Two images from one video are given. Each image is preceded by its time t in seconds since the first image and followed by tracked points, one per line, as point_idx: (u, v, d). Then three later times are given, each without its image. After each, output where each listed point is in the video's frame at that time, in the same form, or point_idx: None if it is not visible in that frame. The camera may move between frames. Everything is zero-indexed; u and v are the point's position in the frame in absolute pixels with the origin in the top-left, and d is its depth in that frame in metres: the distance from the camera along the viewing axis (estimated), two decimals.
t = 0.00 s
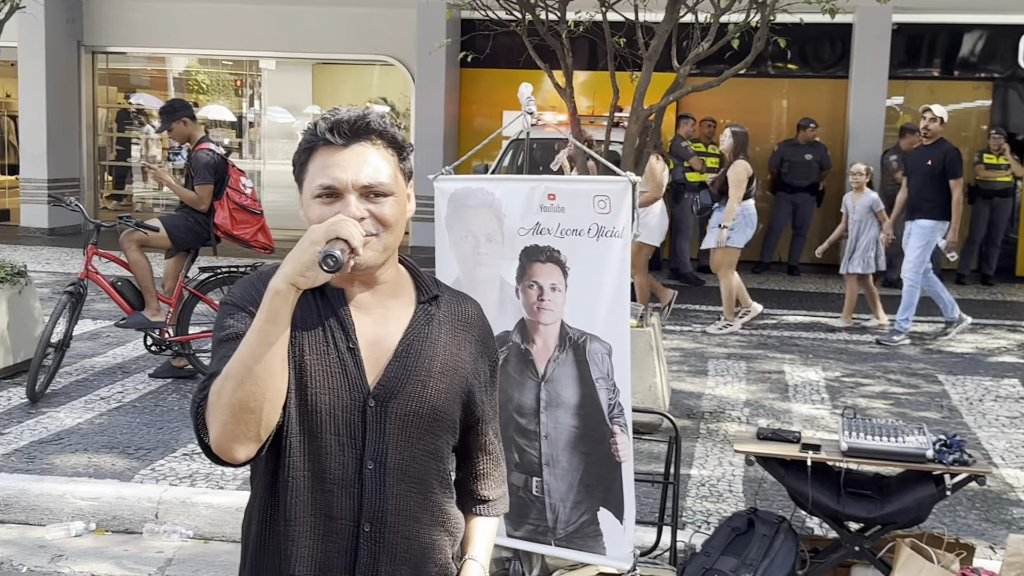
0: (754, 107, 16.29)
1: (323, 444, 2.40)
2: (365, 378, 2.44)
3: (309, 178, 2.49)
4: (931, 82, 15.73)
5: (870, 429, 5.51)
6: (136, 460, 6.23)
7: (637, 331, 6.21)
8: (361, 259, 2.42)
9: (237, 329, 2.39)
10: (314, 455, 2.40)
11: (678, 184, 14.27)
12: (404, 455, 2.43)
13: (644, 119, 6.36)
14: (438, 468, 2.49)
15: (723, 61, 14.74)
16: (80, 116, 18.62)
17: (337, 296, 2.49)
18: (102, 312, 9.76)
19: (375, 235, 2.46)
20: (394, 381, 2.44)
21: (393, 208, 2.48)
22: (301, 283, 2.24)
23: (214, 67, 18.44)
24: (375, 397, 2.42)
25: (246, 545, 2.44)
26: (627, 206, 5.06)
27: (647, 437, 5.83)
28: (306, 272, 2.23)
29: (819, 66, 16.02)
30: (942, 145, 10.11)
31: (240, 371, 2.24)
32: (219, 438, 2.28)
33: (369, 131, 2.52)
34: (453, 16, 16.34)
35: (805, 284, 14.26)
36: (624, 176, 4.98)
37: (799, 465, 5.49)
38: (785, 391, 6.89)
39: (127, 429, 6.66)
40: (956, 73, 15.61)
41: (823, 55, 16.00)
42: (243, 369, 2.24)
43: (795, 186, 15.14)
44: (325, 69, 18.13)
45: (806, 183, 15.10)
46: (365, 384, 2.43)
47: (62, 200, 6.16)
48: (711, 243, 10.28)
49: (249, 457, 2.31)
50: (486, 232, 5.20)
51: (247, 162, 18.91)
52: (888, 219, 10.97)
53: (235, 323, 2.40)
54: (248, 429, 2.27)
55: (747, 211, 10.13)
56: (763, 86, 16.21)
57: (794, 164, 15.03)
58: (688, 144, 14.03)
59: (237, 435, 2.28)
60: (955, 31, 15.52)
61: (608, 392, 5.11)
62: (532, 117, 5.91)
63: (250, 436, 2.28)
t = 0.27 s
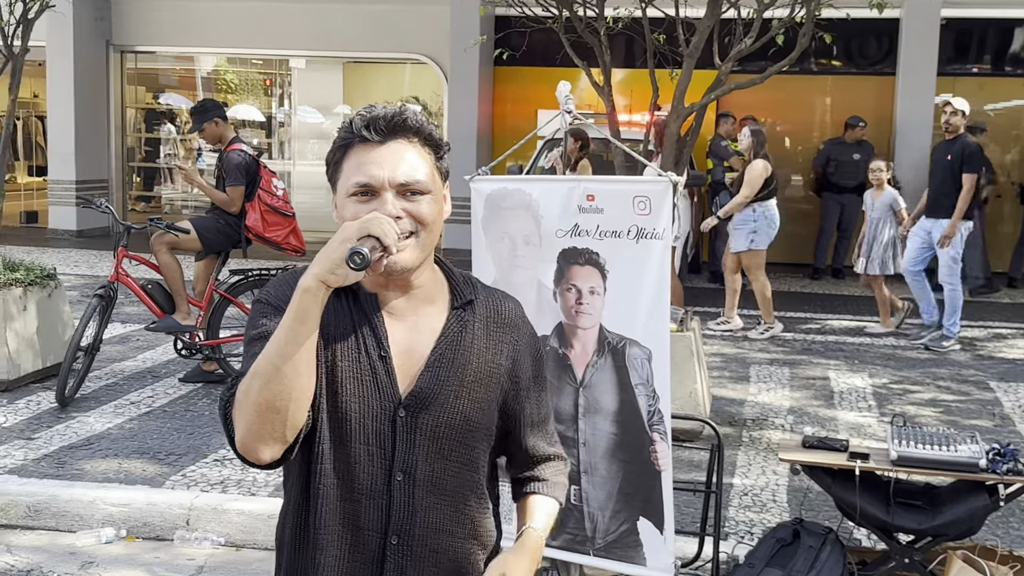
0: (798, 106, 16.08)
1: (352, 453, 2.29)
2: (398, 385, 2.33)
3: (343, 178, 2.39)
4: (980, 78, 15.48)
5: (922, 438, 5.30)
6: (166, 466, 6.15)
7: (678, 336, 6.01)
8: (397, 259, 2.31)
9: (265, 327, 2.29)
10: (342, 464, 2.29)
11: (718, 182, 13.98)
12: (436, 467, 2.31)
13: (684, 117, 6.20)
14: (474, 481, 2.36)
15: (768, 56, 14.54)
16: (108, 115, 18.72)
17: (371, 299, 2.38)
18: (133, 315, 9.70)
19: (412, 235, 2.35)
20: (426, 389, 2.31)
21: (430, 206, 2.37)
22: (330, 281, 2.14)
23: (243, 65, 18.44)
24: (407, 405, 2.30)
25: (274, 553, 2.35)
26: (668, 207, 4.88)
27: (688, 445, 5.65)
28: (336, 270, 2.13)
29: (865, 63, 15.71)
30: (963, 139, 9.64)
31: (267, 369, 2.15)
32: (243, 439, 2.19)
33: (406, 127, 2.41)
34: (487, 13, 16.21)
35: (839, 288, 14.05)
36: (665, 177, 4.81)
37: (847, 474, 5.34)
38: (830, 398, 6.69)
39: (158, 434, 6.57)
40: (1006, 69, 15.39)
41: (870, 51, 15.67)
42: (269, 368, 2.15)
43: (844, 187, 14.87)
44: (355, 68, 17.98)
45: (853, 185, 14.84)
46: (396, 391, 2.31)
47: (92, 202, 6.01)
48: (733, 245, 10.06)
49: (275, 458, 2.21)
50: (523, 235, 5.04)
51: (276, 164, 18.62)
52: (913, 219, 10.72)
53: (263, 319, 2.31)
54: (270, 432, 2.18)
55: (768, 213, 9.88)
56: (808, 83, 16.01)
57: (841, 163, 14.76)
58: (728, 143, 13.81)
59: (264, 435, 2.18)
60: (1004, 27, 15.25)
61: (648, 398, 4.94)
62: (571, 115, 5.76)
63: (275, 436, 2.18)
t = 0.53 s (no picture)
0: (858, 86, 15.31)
1: (358, 481, 2.26)
2: (404, 407, 2.28)
3: (354, 163, 2.26)
4: None
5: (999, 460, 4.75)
6: (152, 488, 5.53)
7: (727, 346, 5.30)
8: (403, 254, 2.17)
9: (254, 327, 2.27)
10: (348, 491, 2.27)
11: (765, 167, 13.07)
12: (442, 496, 2.24)
13: (733, 98, 5.50)
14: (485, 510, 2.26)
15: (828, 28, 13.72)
16: (88, 96, 18.02)
17: (380, 308, 2.32)
18: (114, 319, 9.09)
19: (428, 230, 2.21)
20: (430, 412, 2.25)
21: (448, 201, 2.23)
22: (315, 276, 2.06)
23: (239, 40, 17.82)
24: (412, 431, 2.25)
25: None
26: (715, 198, 4.20)
27: (738, 470, 4.98)
28: (322, 264, 2.04)
29: (937, 36, 14.87)
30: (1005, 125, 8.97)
31: (246, 375, 2.11)
32: (221, 449, 2.17)
33: (427, 112, 2.29)
34: None
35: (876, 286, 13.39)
36: (712, 162, 4.13)
37: (919, 502, 4.78)
38: (897, 414, 5.98)
39: (143, 453, 5.94)
40: None
41: (943, 23, 14.83)
42: (244, 374, 2.11)
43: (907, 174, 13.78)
44: (364, 42, 17.38)
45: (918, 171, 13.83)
46: (401, 415, 2.26)
47: (68, 192, 5.38)
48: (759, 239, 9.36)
49: (254, 471, 2.19)
50: (552, 230, 4.35)
51: (276, 149, 18.01)
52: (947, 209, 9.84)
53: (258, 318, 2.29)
54: (249, 439, 2.14)
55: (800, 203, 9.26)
56: (872, 58, 15.23)
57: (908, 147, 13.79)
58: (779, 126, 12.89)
59: (238, 445, 2.16)
60: None
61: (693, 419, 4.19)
62: (606, 95, 5.06)
63: (251, 451, 2.16)
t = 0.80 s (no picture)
0: (852, 101, 15.88)
1: (401, 467, 2.40)
2: (437, 396, 2.41)
3: (390, 176, 2.38)
4: None
5: (982, 447, 5.15)
6: (200, 470, 6.02)
7: (727, 341, 5.75)
8: (426, 261, 2.28)
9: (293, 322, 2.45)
10: (392, 477, 2.41)
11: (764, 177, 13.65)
12: (477, 479, 2.38)
13: (734, 113, 5.96)
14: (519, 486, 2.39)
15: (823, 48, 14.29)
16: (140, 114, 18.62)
17: (413, 308, 2.46)
18: (162, 315, 9.67)
19: (457, 240, 2.33)
20: (459, 400, 2.37)
21: (477, 211, 2.33)
22: (346, 276, 2.17)
23: (278, 60, 18.38)
24: (445, 419, 2.39)
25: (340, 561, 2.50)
26: (716, 205, 4.65)
27: (736, 455, 5.41)
28: (348, 265, 2.14)
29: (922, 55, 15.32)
30: (947, 132, 9.31)
31: (278, 364, 2.23)
32: (257, 434, 2.29)
33: (461, 130, 2.39)
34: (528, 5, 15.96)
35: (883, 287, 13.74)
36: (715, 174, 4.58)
37: (905, 486, 5.16)
38: (887, 404, 6.47)
39: (191, 438, 6.43)
40: None
41: (928, 42, 15.25)
42: (278, 366, 2.22)
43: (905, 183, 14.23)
44: (393, 62, 17.94)
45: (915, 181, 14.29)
46: (435, 405, 2.40)
47: (125, 200, 5.90)
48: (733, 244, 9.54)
49: (283, 453, 2.30)
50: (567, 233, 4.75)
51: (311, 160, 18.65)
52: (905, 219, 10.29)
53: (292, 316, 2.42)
54: (285, 425, 2.26)
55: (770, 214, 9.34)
56: (866, 75, 15.78)
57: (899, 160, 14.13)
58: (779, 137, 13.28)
59: (272, 430, 2.27)
60: None
61: (695, 405, 4.76)
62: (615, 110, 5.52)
63: (280, 434, 2.27)
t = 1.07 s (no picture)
0: (829, 117, 16.88)
1: (424, 444, 2.37)
2: (456, 378, 2.38)
3: (410, 182, 2.37)
4: (1003, 90, 16.17)
5: (945, 429, 5.25)
6: (236, 450, 6.67)
7: (712, 334, 6.39)
8: (442, 262, 2.29)
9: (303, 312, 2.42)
10: (416, 454, 2.38)
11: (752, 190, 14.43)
12: (498, 454, 2.35)
13: (721, 126, 6.56)
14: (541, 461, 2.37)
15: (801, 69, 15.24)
16: (184, 129, 19.43)
17: (430, 299, 2.43)
18: (205, 311, 10.56)
19: (472, 240, 2.34)
20: (481, 379, 2.35)
21: (490, 215, 2.33)
22: (368, 272, 2.14)
23: (308, 80, 19.08)
24: (465, 399, 2.36)
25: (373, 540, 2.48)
26: (705, 210, 5.01)
27: (723, 437, 5.96)
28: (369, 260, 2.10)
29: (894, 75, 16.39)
30: (884, 146, 9.82)
31: (305, 351, 2.19)
32: (287, 416, 2.25)
33: (477, 139, 2.38)
34: (536, 28, 16.71)
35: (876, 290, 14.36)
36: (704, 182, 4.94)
37: (877, 464, 5.28)
38: (856, 393, 7.45)
39: (229, 421, 7.23)
40: None
41: (897, 64, 16.36)
42: (305, 351, 2.19)
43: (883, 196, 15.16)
44: (413, 82, 18.64)
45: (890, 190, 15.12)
46: (455, 385, 2.37)
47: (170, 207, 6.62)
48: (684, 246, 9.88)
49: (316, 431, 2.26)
50: (569, 235, 5.28)
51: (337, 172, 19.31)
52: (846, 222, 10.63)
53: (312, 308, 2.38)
54: (312, 409, 2.23)
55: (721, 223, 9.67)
56: (840, 93, 16.77)
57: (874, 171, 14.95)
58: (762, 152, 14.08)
59: (305, 412, 2.23)
60: None
61: (685, 390, 5.07)
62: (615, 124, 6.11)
63: (309, 415, 2.24)
